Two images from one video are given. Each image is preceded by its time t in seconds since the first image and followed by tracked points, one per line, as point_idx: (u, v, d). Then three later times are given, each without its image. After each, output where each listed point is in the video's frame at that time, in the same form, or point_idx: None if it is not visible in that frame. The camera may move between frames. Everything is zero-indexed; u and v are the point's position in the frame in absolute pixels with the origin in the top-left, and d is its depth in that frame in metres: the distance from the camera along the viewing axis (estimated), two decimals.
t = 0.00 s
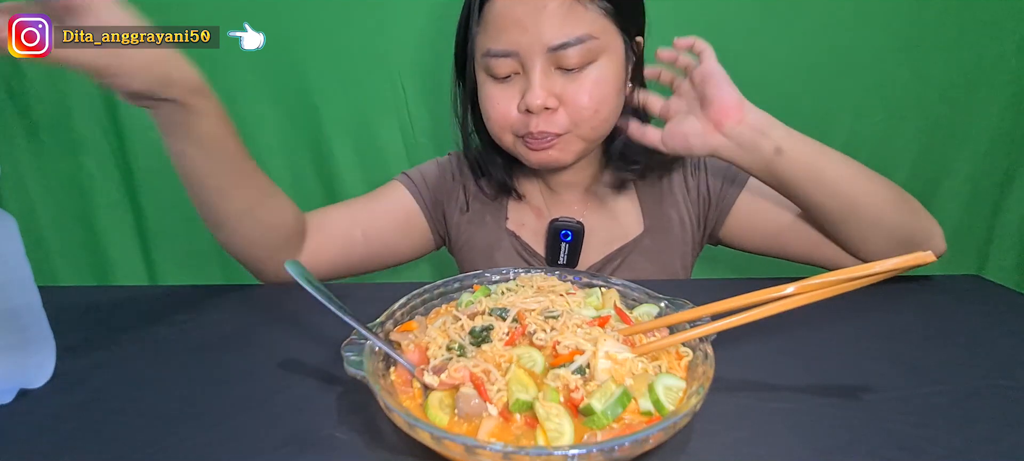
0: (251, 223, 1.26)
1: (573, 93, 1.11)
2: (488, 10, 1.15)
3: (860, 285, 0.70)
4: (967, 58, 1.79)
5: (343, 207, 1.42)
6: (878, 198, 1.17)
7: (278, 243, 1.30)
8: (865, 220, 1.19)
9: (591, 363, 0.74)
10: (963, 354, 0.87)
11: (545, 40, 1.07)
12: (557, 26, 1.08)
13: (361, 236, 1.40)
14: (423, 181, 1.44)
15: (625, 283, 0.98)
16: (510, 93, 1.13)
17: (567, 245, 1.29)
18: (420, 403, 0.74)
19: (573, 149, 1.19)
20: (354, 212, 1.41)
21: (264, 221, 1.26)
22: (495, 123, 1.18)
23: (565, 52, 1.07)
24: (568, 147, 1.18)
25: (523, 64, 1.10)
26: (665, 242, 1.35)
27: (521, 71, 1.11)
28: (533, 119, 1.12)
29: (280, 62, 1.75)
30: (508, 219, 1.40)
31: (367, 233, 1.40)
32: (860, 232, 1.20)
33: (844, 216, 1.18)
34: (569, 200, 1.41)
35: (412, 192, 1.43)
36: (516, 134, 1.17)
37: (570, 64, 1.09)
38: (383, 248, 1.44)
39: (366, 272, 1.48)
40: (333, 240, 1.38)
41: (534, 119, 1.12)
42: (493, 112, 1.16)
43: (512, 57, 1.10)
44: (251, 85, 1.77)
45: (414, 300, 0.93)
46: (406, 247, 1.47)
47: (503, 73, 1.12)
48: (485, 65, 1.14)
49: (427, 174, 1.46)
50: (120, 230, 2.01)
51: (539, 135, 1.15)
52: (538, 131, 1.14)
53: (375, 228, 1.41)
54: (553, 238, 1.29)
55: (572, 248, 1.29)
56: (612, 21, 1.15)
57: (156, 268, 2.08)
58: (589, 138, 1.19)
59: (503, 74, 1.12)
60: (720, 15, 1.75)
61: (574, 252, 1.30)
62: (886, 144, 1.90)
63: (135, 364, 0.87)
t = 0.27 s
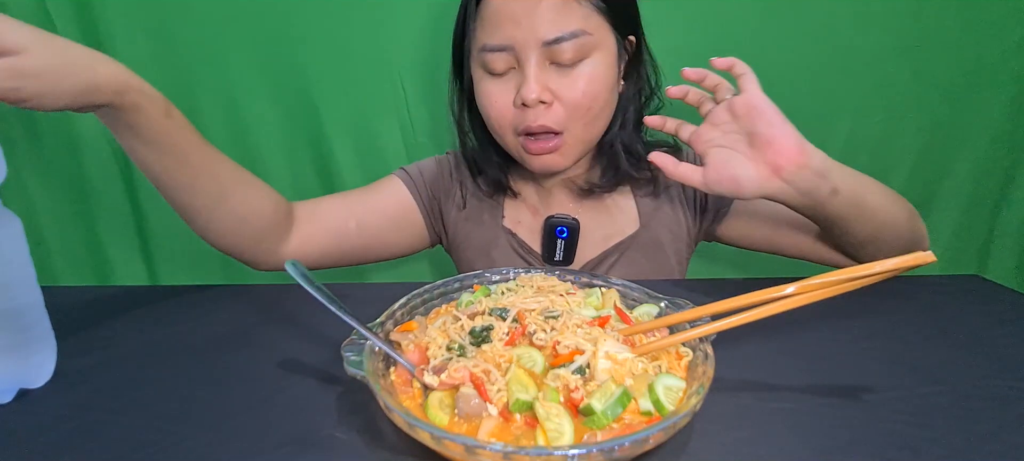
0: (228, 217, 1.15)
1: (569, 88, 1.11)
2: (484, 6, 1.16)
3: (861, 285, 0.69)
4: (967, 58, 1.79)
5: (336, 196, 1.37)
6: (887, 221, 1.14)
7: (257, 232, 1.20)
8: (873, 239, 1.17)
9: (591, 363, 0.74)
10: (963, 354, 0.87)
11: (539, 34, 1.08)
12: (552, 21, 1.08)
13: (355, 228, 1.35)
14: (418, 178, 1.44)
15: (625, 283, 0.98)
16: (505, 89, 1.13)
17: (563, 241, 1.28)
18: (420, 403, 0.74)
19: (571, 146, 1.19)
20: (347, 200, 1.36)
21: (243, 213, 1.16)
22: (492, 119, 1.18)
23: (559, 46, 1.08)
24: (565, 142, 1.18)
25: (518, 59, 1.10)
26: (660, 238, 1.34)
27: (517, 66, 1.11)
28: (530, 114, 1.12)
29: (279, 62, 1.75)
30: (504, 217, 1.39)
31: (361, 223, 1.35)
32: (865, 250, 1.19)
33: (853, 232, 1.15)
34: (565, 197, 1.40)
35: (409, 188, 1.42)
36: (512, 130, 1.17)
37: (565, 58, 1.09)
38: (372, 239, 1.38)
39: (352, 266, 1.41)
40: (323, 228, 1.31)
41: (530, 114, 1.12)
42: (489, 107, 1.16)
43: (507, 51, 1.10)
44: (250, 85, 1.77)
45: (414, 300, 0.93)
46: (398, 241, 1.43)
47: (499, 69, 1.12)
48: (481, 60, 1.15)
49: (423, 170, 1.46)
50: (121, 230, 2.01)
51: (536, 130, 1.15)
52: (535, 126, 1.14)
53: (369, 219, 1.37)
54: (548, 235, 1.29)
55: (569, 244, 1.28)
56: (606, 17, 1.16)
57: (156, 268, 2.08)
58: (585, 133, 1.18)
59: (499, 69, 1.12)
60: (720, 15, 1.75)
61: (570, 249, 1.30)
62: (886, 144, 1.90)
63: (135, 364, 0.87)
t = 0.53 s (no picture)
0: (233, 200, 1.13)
1: (573, 77, 1.11)
2: None
3: (861, 284, 0.70)
4: (967, 58, 1.79)
5: (340, 199, 1.37)
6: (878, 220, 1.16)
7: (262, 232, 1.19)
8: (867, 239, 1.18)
9: (591, 363, 0.74)
10: (963, 354, 0.87)
11: (545, 23, 1.08)
12: (557, 11, 1.09)
13: (356, 229, 1.35)
14: (418, 175, 1.44)
15: (625, 283, 0.98)
16: (510, 77, 1.13)
17: (560, 237, 1.28)
18: (420, 403, 0.74)
19: (572, 135, 1.18)
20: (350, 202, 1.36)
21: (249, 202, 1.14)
22: (495, 109, 1.17)
23: (564, 37, 1.08)
24: (568, 132, 1.17)
25: (524, 47, 1.10)
26: (656, 236, 1.34)
27: (522, 55, 1.11)
28: (534, 102, 1.12)
29: (279, 62, 1.75)
30: (503, 214, 1.39)
31: (363, 225, 1.35)
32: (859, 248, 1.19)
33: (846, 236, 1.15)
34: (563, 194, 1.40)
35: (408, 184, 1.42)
36: (516, 119, 1.16)
37: (570, 47, 1.09)
38: (374, 242, 1.38)
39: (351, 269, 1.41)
40: (326, 231, 1.31)
41: (533, 101, 1.11)
42: (493, 95, 1.16)
43: (513, 40, 1.10)
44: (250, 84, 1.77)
45: (414, 299, 0.92)
46: (400, 243, 1.43)
47: (504, 57, 1.12)
48: (486, 49, 1.15)
49: (423, 168, 1.46)
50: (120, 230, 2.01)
51: (540, 118, 1.14)
52: (539, 113, 1.13)
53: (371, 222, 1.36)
54: (546, 231, 1.29)
55: (567, 240, 1.28)
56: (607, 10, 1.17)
57: (156, 267, 2.08)
58: (588, 123, 1.18)
59: (505, 57, 1.12)
60: (720, 15, 1.75)
61: (568, 244, 1.30)
62: (886, 144, 1.90)
63: (135, 363, 0.87)
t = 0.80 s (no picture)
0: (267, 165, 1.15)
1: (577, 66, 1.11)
2: None
3: (861, 285, 0.70)
4: (967, 58, 1.79)
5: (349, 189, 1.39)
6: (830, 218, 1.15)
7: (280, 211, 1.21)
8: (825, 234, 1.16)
9: (591, 363, 0.74)
10: (964, 354, 0.87)
11: (551, 14, 1.08)
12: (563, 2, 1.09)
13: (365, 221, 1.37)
14: (422, 169, 1.45)
15: (625, 283, 0.98)
16: (516, 66, 1.13)
17: (558, 232, 1.29)
18: (420, 403, 0.74)
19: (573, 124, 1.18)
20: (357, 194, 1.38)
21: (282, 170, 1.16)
22: (499, 97, 1.18)
23: (569, 27, 1.08)
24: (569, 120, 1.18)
25: (530, 36, 1.10)
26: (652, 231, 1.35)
27: (528, 45, 1.12)
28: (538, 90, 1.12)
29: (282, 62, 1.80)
30: (502, 209, 1.39)
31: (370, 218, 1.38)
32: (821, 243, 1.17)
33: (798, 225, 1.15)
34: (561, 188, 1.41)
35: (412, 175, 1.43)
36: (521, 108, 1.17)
37: (574, 38, 1.10)
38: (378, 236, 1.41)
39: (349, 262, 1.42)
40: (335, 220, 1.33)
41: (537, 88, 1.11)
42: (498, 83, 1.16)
43: (520, 29, 1.10)
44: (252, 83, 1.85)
45: (414, 299, 0.92)
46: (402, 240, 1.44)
47: (511, 46, 1.12)
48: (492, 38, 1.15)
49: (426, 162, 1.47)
50: (121, 230, 2.01)
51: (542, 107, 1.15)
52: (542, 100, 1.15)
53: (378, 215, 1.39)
54: (544, 225, 1.29)
55: (564, 234, 1.29)
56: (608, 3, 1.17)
57: (156, 267, 2.09)
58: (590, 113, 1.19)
59: (511, 46, 1.12)
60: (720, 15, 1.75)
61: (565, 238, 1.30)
62: (886, 144, 1.90)
63: (134, 363, 0.87)
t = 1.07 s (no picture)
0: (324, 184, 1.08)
1: (575, 63, 1.11)
2: None
3: (860, 285, 0.70)
4: (967, 58, 1.80)
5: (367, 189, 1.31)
6: (781, 227, 1.12)
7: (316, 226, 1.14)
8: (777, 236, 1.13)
9: (591, 363, 0.74)
10: (963, 354, 0.87)
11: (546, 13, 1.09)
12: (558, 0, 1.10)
13: (379, 226, 1.31)
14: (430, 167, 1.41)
15: (625, 283, 0.98)
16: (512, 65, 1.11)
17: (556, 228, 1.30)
18: (419, 403, 0.74)
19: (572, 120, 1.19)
20: (378, 196, 1.31)
21: (333, 191, 1.09)
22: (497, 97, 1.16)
23: (564, 25, 1.08)
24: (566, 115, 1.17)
25: (527, 34, 1.09)
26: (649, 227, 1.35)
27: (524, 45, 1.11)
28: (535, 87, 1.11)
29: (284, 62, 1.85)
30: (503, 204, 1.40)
31: (387, 222, 1.32)
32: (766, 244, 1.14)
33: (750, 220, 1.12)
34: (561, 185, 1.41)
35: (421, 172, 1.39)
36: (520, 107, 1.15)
37: (569, 36, 1.09)
38: (391, 240, 1.36)
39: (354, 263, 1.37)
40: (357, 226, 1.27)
41: (534, 85, 1.10)
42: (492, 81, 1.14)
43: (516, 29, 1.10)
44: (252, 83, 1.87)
45: (414, 299, 0.92)
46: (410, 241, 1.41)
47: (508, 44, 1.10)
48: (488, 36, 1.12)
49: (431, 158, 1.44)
50: (121, 230, 2.01)
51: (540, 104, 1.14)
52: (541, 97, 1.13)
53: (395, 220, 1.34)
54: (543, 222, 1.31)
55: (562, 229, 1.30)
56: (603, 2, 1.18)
57: (156, 267, 2.09)
58: (586, 109, 1.18)
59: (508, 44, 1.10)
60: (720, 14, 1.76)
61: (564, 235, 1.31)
62: (885, 144, 1.90)
63: (134, 363, 0.87)
